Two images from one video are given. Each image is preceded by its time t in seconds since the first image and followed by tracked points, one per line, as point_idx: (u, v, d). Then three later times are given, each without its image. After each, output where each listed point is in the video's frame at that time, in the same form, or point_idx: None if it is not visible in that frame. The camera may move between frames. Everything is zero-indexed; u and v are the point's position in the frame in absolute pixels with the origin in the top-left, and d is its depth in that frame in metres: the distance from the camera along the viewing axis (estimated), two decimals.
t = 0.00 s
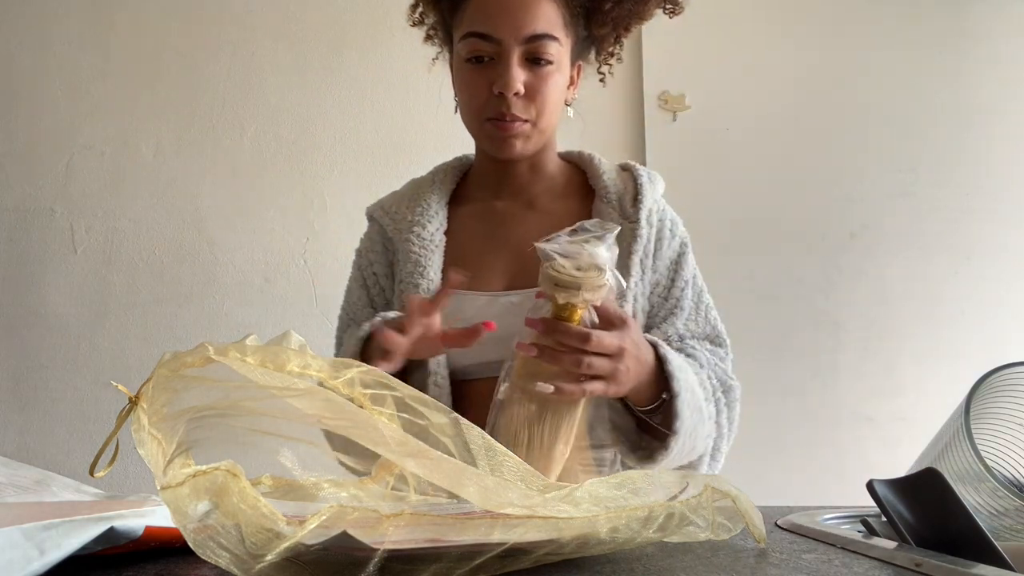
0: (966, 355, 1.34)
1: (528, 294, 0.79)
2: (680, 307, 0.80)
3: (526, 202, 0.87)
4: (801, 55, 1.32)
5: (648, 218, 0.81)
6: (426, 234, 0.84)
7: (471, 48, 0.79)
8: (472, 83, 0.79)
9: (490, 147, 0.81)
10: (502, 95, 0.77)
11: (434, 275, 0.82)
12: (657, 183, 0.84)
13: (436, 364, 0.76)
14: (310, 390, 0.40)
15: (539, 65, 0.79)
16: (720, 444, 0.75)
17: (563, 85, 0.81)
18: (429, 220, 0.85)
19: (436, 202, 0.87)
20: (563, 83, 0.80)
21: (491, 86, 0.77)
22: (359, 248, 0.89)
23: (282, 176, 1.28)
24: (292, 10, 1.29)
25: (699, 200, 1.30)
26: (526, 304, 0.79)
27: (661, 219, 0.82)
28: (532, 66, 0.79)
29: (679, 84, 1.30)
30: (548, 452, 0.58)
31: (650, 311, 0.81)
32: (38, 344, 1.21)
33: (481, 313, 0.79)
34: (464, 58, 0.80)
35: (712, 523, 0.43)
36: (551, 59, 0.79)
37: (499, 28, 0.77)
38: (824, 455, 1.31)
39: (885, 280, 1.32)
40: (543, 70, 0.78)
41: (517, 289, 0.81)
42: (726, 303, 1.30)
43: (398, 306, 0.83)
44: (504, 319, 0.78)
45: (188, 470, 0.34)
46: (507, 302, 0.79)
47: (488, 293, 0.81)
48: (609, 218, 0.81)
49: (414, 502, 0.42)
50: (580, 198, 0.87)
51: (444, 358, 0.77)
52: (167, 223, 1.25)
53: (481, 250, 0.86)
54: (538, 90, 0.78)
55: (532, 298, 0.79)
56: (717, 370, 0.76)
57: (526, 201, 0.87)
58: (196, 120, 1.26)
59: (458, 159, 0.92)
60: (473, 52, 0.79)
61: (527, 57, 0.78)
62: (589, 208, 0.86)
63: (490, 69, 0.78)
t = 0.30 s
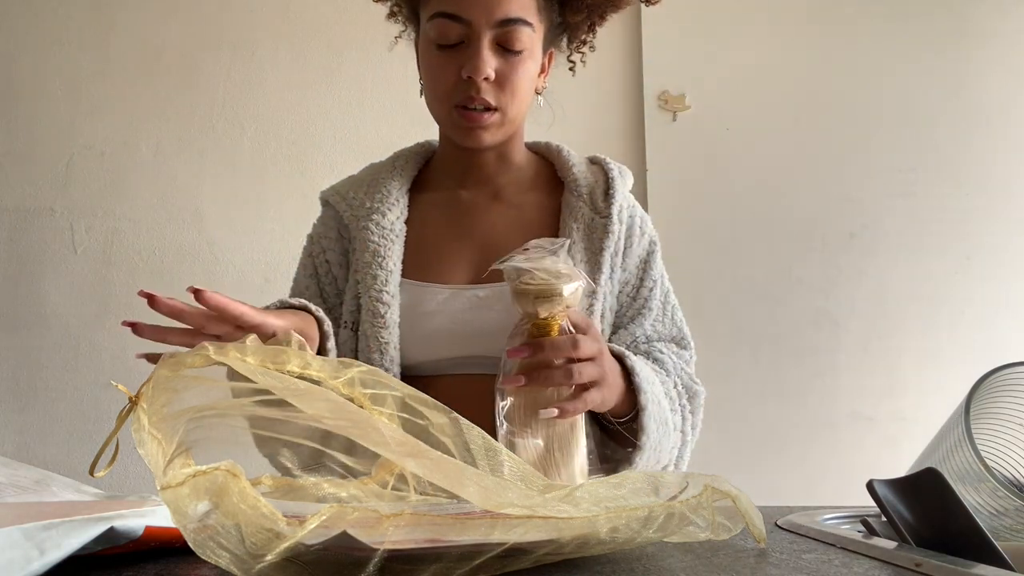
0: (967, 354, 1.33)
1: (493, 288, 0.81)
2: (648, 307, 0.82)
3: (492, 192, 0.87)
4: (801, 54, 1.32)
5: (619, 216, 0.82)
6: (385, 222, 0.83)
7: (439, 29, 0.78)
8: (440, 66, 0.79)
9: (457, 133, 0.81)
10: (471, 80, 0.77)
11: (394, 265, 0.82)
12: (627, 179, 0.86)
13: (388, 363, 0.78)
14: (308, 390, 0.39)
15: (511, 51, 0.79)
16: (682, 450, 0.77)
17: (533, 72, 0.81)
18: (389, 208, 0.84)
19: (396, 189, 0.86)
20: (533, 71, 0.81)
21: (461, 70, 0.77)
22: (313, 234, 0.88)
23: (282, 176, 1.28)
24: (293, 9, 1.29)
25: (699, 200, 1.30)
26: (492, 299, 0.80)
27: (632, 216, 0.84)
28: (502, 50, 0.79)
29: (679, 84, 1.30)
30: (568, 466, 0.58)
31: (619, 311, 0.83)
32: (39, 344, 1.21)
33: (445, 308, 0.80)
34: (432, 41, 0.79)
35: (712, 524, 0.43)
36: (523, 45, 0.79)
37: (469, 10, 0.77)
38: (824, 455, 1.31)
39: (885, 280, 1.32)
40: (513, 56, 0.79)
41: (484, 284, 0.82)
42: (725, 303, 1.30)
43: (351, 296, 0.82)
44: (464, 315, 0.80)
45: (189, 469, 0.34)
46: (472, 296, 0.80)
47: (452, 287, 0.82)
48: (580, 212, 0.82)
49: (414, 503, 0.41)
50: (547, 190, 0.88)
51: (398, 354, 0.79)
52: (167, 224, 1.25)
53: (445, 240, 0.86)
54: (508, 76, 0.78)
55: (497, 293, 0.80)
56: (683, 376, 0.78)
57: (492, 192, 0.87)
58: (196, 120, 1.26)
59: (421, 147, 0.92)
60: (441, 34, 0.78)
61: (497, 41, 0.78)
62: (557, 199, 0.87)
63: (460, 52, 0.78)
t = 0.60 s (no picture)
0: (967, 355, 1.33)
1: (481, 286, 0.81)
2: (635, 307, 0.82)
3: (478, 191, 0.88)
4: (801, 55, 1.32)
5: (605, 214, 0.84)
6: (371, 218, 0.83)
7: (438, 32, 0.78)
8: (438, 69, 0.78)
9: (450, 136, 0.81)
10: (471, 86, 0.77)
11: (380, 262, 0.81)
12: (613, 179, 0.87)
13: (375, 359, 0.78)
14: (308, 390, 0.39)
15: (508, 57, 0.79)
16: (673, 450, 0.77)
17: (528, 78, 0.82)
18: (375, 205, 0.84)
19: (382, 186, 0.86)
20: (528, 76, 0.81)
21: (459, 75, 0.77)
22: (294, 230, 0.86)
23: (282, 176, 1.28)
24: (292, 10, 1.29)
25: (699, 200, 1.30)
26: (480, 296, 0.81)
27: (618, 215, 0.85)
28: (501, 56, 0.79)
29: (679, 84, 1.30)
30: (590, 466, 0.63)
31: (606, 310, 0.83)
32: (39, 345, 1.21)
33: (432, 305, 0.81)
34: (429, 42, 0.79)
35: (712, 523, 0.43)
36: (521, 52, 0.79)
37: (470, 15, 0.76)
38: (824, 455, 1.31)
39: (885, 280, 1.32)
40: (511, 63, 0.79)
41: (471, 281, 0.82)
42: (725, 303, 1.30)
43: (337, 293, 0.82)
44: (452, 312, 0.80)
45: (189, 469, 0.34)
46: (460, 294, 0.81)
47: (439, 283, 0.82)
48: (566, 209, 0.84)
49: (414, 502, 0.42)
50: (532, 190, 0.89)
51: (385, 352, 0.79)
52: (167, 224, 1.25)
53: (430, 238, 0.86)
54: (504, 84, 0.79)
55: (485, 290, 0.81)
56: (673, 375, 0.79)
57: (478, 190, 0.88)
58: (196, 120, 1.26)
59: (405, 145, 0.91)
60: (440, 37, 0.78)
61: (497, 47, 0.78)
62: (544, 199, 0.89)
63: (458, 56, 0.78)
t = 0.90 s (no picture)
0: (967, 354, 1.33)
1: (480, 284, 0.82)
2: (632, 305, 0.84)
3: (474, 191, 0.89)
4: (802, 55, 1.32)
5: (602, 213, 0.84)
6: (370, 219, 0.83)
7: (444, 35, 0.77)
8: (443, 72, 0.78)
9: (453, 139, 0.81)
10: (477, 90, 0.77)
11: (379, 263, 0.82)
12: (608, 179, 0.88)
13: (376, 359, 0.78)
14: (309, 390, 0.39)
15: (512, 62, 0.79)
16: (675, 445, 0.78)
17: (529, 83, 0.82)
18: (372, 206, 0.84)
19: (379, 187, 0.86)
20: (530, 81, 0.82)
21: (466, 80, 0.77)
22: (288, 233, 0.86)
23: (282, 176, 1.28)
24: (292, 10, 1.29)
25: (698, 200, 1.30)
26: (479, 296, 0.81)
27: (613, 215, 0.86)
28: (506, 60, 0.79)
29: (679, 84, 1.30)
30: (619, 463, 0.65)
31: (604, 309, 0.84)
32: (39, 345, 1.21)
33: (432, 305, 0.81)
34: (433, 45, 0.79)
35: (712, 523, 0.43)
36: (525, 58, 0.79)
37: (477, 20, 0.76)
38: (824, 455, 1.31)
39: (885, 280, 1.32)
40: (515, 68, 0.79)
41: (469, 281, 0.82)
42: (724, 303, 1.30)
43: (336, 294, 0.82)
44: (451, 312, 0.81)
45: (189, 470, 0.34)
46: (458, 293, 0.81)
47: (438, 283, 0.82)
48: (563, 209, 0.84)
49: (414, 503, 0.41)
50: (528, 190, 0.90)
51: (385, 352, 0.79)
52: (167, 224, 1.25)
53: (428, 238, 0.86)
54: (509, 88, 0.79)
55: (484, 289, 0.82)
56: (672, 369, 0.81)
57: (475, 191, 0.89)
58: (197, 120, 1.26)
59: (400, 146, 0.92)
60: (446, 40, 0.77)
61: (503, 52, 0.78)
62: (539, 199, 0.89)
63: (463, 61, 0.78)
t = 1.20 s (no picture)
0: (967, 354, 1.33)
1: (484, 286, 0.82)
2: (622, 305, 0.87)
3: (469, 197, 0.88)
4: (801, 55, 1.32)
5: (595, 216, 0.86)
6: (376, 221, 0.82)
7: (463, 37, 0.78)
8: (460, 74, 0.78)
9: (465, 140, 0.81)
10: (495, 93, 0.77)
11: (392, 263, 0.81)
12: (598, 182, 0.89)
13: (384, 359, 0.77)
14: (309, 390, 0.39)
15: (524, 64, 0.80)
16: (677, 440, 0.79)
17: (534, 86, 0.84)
18: (377, 208, 0.83)
19: (381, 188, 0.85)
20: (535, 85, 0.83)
21: (485, 81, 0.78)
22: (285, 227, 0.84)
23: (282, 176, 1.28)
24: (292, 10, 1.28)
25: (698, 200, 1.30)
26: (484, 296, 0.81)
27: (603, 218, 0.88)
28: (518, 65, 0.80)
29: (679, 84, 1.30)
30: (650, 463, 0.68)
31: (595, 308, 0.86)
32: (39, 346, 1.21)
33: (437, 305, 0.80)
34: (449, 45, 0.78)
35: (712, 523, 0.43)
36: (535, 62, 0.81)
37: (498, 22, 0.77)
38: (824, 454, 1.31)
39: (884, 280, 1.32)
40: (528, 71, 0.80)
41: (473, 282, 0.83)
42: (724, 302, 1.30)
43: (345, 294, 0.81)
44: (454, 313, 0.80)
45: (189, 469, 0.34)
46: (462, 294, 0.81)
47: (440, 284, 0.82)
48: (558, 211, 0.85)
49: (414, 503, 0.41)
50: (520, 195, 0.89)
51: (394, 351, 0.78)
52: (167, 224, 1.25)
53: (426, 242, 0.85)
54: (523, 91, 0.80)
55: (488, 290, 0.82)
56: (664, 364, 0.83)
57: (470, 196, 0.88)
58: (197, 121, 1.26)
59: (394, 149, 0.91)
60: (465, 41, 0.78)
61: (518, 56, 0.79)
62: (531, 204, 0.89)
63: (481, 62, 0.78)
